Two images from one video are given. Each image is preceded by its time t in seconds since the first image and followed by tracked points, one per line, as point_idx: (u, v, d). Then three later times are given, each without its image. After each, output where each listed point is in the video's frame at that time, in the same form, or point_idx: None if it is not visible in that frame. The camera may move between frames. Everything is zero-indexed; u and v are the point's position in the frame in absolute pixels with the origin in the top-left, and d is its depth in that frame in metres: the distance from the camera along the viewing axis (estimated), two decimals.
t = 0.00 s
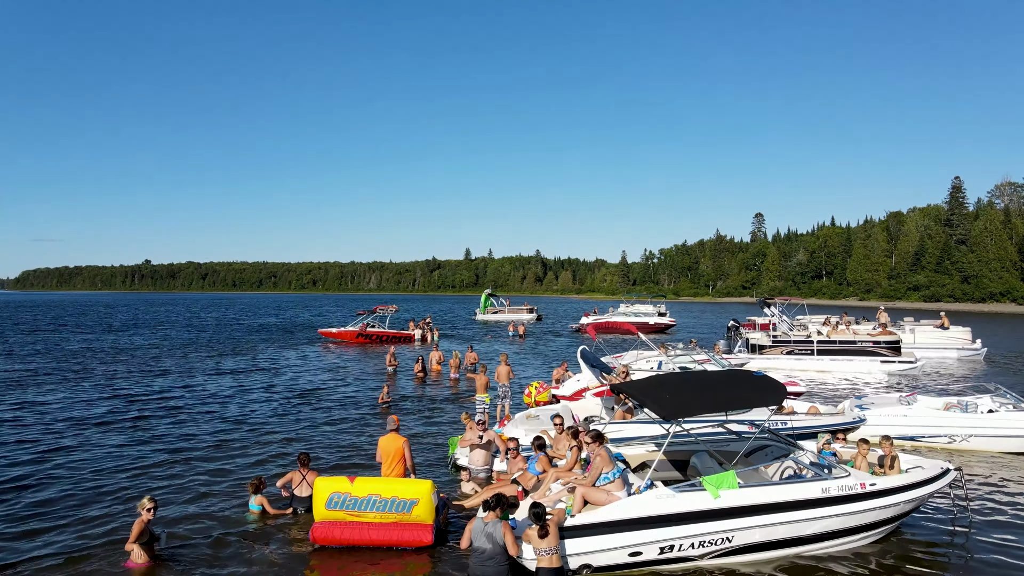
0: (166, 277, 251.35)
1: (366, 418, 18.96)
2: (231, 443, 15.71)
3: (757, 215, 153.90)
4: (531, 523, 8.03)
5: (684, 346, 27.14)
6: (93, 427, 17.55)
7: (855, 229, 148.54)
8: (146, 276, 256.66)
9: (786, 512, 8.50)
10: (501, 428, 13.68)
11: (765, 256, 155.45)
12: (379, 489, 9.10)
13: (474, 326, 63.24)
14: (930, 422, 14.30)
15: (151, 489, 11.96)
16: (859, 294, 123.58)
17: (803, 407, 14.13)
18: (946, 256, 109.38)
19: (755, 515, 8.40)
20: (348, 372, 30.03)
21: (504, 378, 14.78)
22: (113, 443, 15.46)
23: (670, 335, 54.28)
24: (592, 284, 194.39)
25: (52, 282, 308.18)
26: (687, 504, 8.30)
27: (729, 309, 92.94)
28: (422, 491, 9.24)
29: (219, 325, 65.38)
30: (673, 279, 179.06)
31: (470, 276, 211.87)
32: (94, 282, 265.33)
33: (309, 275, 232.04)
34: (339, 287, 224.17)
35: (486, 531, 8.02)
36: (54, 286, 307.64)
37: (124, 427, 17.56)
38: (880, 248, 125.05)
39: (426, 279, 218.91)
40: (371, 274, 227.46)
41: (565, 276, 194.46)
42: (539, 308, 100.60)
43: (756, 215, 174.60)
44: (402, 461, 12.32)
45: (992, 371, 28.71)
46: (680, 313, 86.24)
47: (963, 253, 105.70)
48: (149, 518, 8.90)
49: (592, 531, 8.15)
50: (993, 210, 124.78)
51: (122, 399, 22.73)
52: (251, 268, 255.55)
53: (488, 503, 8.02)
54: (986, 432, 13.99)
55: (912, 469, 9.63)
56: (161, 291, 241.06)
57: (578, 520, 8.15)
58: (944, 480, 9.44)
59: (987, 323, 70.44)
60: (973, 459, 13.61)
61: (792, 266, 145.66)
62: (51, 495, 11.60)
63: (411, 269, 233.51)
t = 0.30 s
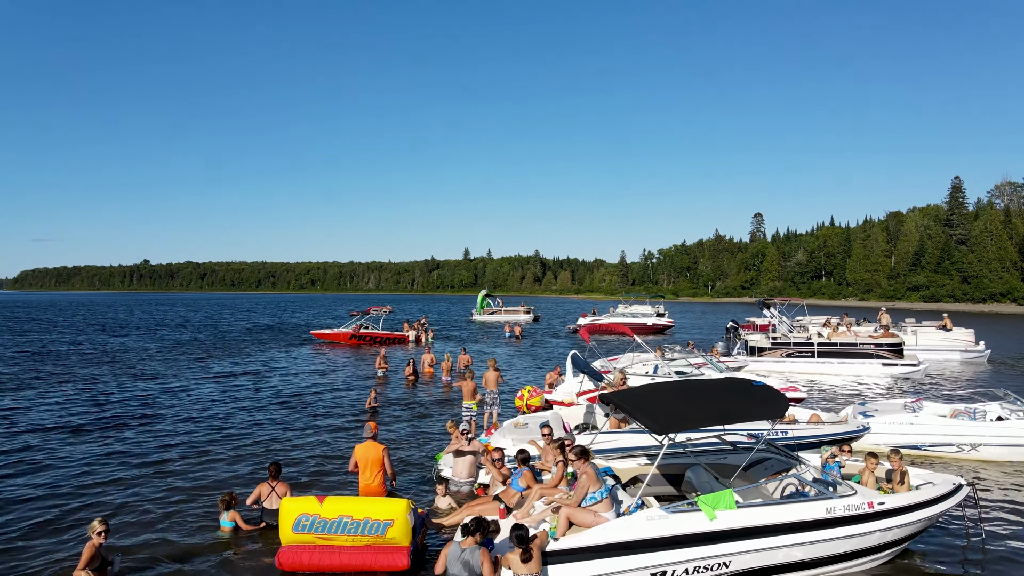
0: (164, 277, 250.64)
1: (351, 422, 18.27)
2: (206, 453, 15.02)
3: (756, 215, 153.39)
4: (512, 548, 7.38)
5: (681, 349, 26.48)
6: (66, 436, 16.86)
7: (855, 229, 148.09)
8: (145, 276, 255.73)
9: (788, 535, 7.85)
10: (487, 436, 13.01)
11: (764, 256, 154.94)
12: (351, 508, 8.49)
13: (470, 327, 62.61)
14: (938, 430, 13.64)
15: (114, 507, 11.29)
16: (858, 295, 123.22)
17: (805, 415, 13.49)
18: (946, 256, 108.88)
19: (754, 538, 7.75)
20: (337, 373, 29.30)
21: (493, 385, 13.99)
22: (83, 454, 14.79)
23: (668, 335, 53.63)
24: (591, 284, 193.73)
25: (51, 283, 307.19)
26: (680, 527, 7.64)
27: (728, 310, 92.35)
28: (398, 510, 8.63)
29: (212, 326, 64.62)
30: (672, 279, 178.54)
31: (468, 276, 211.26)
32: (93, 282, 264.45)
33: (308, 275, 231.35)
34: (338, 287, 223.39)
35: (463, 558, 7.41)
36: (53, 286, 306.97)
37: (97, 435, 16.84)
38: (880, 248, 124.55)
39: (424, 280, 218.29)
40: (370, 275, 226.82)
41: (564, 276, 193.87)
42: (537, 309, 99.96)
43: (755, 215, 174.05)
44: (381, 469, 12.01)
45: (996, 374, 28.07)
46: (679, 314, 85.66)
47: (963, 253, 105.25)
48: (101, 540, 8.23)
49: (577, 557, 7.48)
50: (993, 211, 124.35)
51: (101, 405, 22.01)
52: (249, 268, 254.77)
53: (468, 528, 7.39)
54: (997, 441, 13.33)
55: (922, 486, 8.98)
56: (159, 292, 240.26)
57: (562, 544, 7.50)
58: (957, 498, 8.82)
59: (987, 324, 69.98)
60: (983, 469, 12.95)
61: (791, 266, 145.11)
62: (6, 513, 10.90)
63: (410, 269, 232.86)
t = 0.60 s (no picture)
0: (163, 276, 250.09)
1: (335, 428, 17.62)
2: (181, 459, 14.39)
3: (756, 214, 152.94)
4: None
5: (679, 350, 25.83)
6: (38, 440, 16.21)
7: (854, 229, 147.50)
8: (143, 276, 254.90)
9: (793, 559, 7.21)
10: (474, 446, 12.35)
11: (763, 256, 154.36)
12: (320, 529, 7.82)
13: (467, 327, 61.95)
14: (947, 439, 13.00)
15: (76, 521, 10.67)
16: (858, 295, 122.78)
17: (809, 423, 12.85)
18: (947, 256, 108.30)
19: (757, 563, 7.11)
20: (328, 375, 28.67)
21: (480, 391, 13.35)
22: (52, 461, 14.14)
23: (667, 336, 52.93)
24: (590, 283, 193.23)
25: (49, 282, 306.43)
26: (676, 551, 7.00)
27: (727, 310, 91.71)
28: (372, 531, 7.97)
29: (206, 326, 63.90)
30: (671, 279, 177.99)
31: (467, 276, 210.60)
32: (92, 282, 263.69)
33: (307, 275, 230.75)
34: (337, 287, 222.66)
35: None
36: (52, 285, 306.12)
37: (71, 440, 16.20)
38: (879, 248, 124.04)
39: (423, 280, 217.58)
40: (369, 274, 226.24)
41: (564, 276, 193.34)
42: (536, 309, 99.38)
43: (755, 214, 173.48)
44: (361, 480, 11.52)
45: (1001, 377, 27.46)
46: (678, 314, 85.11)
47: (963, 253, 104.66)
48: (48, 563, 7.60)
49: None
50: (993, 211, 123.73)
51: (81, 406, 21.35)
52: (247, 267, 254.12)
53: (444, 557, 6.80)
54: (1009, 451, 12.68)
55: (936, 504, 8.37)
56: (157, 291, 239.57)
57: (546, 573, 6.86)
58: (973, 517, 8.18)
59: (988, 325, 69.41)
60: (996, 480, 12.29)
61: (791, 266, 144.62)
62: None
63: (409, 269, 232.26)
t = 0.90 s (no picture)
0: (162, 276, 249.44)
1: (321, 435, 16.97)
2: (157, 472, 13.77)
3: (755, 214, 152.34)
4: None
5: (677, 352, 25.18)
6: (12, 450, 15.63)
7: (854, 229, 146.98)
8: (142, 275, 253.95)
9: None
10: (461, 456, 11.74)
11: (763, 255, 153.83)
12: (285, 555, 7.17)
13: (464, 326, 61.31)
14: (958, 449, 12.37)
15: (38, 542, 10.09)
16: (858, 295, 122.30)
17: (816, 433, 12.18)
18: (947, 256, 107.71)
19: None
20: (320, 378, 28.06)
21: (469, 398, 12.70)
22: (22, 475, 13.53)
23: (666, 337, 52.26)
24: (589, 283, 192.70)
25: (48, 282, 305.49)
26: None
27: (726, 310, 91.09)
28: (343, 557, 7.28)
29: (201, 326, 63.23)
30: (670, 278, 177.39)
31: (467, 276, 210.13)
32: (90, 281, 262.80)
33: (306, 275, 230.23)
34: (335, 287, 221.91)
35: None
36: (51, 284, 305.27)
37: (45, 449, 15.62)
38: (879, 247, 123.50)
39: (422, 279, 216.84)
40: (368, 274, 225.50)
41: (563, 276, 192.75)
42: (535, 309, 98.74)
43: (755, 214, 172.88)
44: (344, 492, 10.90)
45: (1007, 379, 26.86)
46: (677, 313, 84.55)
47: (963, 253, 104.09)
48: None
49: None
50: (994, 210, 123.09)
51: (62, 410, 20.75)
52: (247, 267, 253.82)
53: None
54: None
55: (954, 525, 7.73)
56: (156, 291, 238.79)
57: None
58: (995, 539, 7.56)
59: (990, 326, 68.78)
60: (1009, 493, 11.68)
61: (791, 266, 144.06)
62: None
63: (408, 268, 231.53)
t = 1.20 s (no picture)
0: (160, 276, 248.73)
1: (308, 442, 16.37)
2: (133, 481, 13.16)
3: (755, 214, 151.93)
4: None
5: (677, 355, 24.58)
6: None
7: (854, 229, 146.45)
8: (140, 275, 252.94)
9: None
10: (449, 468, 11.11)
11: (763, 255, 153.34)
12: None
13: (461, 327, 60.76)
14: (973, 459, 11.75)
15: None
16: (858, 295, 121.99)
17: (824, 443, 11.55)
18: (947, 256, 107.30)
19: None
20: (312, 380, 27.49)
21: (458, 407, 12.09)
22: None
23: (665, 338, 51.65)
24: (589, 284, 192.20)
25: (47, 282, 304.57)
26: None
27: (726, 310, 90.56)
28: None
29: (195, 327, 62.53)
30: (669, 278, 176.84)
31: (466, 276, 209.54)
32: (88, 280, 261.86)
33: (305, 275, 229.64)
34: (334, 287, 221.36)
35: None
36: (49, 284, 304.56)
37: (20, 455, 15.00)
38: (879, 248, 123.12)
39: (421, 279, 216.26)
40: (367, 274, 224.91)
41: (563, 275, 192.23)
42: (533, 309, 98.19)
43: (754, 214, 172.35)
44: (328, 503, 10.28)
45: (1013, 382, 26.29)
46: (677, 313, 84.08)
47: (964, 253, 103.73)
48: None
49: None
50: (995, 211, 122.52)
51: (42, 413, 20.09)
52: (246, 267, 253.10)
53: None
54: None
55: (979, 550, 7.15)
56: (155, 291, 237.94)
57: None
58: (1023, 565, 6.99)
59: (992, 327, 68.27)
60: None
61: (790, 266, 143.61)
62: None
63: (407, 269, 230.95)
